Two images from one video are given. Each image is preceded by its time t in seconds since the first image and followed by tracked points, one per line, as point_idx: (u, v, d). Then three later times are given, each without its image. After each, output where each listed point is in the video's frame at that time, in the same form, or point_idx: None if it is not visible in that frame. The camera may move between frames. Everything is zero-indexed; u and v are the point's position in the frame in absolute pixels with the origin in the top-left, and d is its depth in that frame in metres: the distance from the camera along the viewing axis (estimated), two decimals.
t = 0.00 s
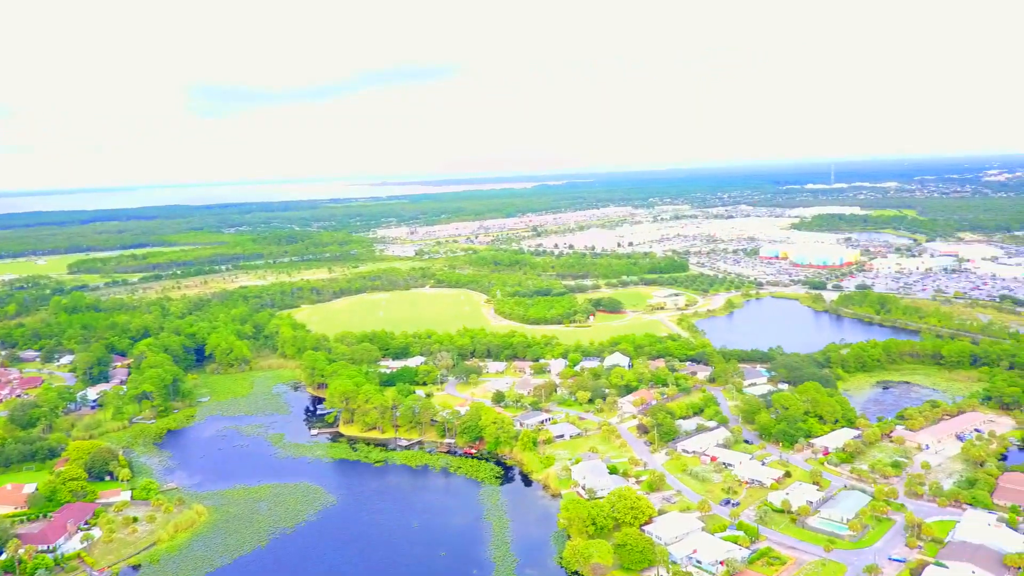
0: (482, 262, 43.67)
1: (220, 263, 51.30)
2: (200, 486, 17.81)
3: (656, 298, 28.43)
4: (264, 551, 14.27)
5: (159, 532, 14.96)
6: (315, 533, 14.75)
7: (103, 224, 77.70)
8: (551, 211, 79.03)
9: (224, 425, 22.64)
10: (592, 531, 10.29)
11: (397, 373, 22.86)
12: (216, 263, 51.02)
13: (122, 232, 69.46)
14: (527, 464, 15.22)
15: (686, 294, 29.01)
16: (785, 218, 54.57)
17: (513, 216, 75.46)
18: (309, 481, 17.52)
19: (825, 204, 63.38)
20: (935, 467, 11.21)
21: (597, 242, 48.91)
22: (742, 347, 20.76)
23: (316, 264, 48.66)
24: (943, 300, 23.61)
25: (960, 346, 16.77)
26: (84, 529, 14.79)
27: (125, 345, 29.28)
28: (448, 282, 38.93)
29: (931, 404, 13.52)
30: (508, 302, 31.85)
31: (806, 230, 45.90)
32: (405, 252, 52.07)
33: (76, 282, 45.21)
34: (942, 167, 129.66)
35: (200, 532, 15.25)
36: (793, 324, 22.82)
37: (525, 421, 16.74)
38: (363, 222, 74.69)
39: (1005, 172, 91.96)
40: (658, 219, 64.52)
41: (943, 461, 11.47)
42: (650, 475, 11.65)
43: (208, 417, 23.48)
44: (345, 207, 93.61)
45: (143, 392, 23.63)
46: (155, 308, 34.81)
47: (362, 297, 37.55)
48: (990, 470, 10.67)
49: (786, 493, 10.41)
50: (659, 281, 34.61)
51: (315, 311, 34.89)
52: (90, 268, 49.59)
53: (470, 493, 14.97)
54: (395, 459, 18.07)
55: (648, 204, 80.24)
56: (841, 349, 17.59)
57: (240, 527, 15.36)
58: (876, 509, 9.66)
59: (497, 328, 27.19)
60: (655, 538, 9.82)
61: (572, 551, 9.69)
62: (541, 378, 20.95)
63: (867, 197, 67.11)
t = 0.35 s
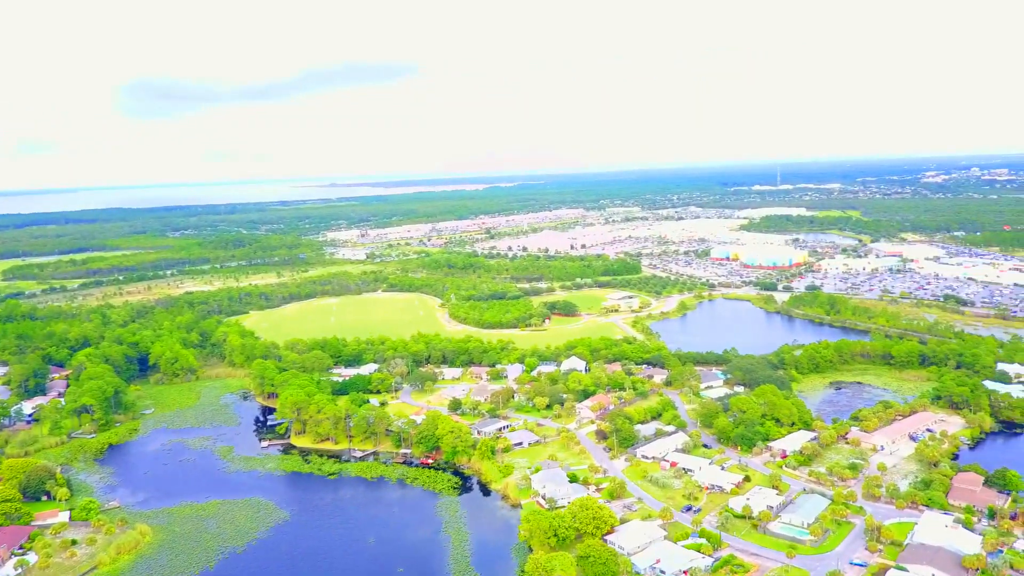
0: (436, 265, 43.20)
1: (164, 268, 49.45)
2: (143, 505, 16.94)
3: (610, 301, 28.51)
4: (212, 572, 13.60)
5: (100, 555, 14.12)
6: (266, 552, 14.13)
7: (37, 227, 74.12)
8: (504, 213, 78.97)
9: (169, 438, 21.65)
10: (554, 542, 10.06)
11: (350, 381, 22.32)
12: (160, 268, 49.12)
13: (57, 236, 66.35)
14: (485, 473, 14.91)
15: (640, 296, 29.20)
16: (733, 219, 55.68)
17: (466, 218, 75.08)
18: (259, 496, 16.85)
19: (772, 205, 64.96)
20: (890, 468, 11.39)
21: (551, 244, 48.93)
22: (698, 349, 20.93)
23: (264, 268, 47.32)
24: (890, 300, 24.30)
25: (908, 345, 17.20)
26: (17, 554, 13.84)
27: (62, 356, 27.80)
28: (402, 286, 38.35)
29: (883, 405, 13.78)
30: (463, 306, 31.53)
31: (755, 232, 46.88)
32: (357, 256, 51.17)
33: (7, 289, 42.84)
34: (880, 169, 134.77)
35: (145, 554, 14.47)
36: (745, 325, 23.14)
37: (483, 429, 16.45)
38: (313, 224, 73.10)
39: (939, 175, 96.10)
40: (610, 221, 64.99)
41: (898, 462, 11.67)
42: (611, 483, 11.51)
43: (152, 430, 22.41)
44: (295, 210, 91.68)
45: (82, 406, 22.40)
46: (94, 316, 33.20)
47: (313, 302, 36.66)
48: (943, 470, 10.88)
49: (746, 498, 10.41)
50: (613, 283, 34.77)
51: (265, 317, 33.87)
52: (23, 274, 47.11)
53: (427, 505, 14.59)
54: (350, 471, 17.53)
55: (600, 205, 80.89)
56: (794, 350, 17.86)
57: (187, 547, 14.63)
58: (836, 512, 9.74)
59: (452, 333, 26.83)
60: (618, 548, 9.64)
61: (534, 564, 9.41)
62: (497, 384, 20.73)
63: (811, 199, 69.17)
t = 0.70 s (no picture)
0: (406, 268, 42.76)
1: (126, 273, 48.08)
2: (103, 521, 16.29)
3: (582, 304, 28.44)
4: None
5: None
6: (234, 569, 13.65)
7: None
8: (474, 215, 78.71)
9: (132, 451, 20.90)
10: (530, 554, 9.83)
11: (319, 389, 21.88)
12: (122, 273, 47.77)
13: (12, 240, 64.10)
14: (459, 482, 14.61)
15: (612, 298, 29.18)
16: (702, 220, 56.22)
17: (436, 220, 74.61)
18: (226, 510, 16.32)
19: (739, 207, 65.82)
20: (865, 471, 11.45)
21: (521, 246, 48.82)
22: (671, 352, 20.95)
23: (229, 272, 46.30)
24: (858, 301, 24.66)
25: (878, 347, 17.39)
26: None
27: (17, 366, 26.72)
28: (370, 290, 37.84)
29: (857, 407, 13.87)
30: (434, 310, 31.21)
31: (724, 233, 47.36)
32: (325, 259, 50.40)
33: None
34: (842, 170, 137.82)
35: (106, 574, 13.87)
36: (717, 328, 23.25)
37: (456, 437, 16.18)
38: (279, 227, 71.89)
39: (898, 177, 98.64)
40: (579, 223, 65.13)
41: (873, 465, 11.73)
42: (587, 491, 11.35)
43: (113, 442, 21.62)
44: (261, 212, 90.17)
45: (39, 418, 21.48)
46: (51, 323, 32.03)
47: (280, 307, 35.95)
48: (918, 473, 10.96)
49: (723, 505, 10.35)
50: (584, 286, 34.76)
51: (230, 323, 33.09)
52: None
53: (400, 516, 14.25)
54: (319, 483, 17.08)
55: (569, 207, 81.08)
56: (766, 353, 17.96)
57: (149, 565, 14.07)
58: (814, 519, 9.73)
59: (423, 338, 26.51)
60: (596, 559, 9.46)
61: None
62: (470, 390, 20.49)
63: (777, 200, 70.32)
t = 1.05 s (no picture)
0: (377, 272, 42.21)
1: (87, 278, 46.68)
2: (62, 540, 15.63)
3: (556, 307, 28.29)
4: None
5: None
6: None
7: None
8: (446, 217, 78.28)
9: (94, 465, 20.14)
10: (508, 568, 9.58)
11: (290, 398, 21.39)
12: (84, 278, 46.38)
13: None
14: (433, 493, 14.30)
15: (585, 302, 29.13)
16: (673, 223, 56.62)
17: (407, 223, 74.01)
18: (192, 526, 15.78)
19: (709, 209, 66.48)
20: (844, 477, 11.48)
21: (494, 249, 48.59)
22: (646, 356, 20.90)
23: (196, 277, 45.24)
24: (830, 303, 24.93)
25: (852, 350, 17.52)
26: None
27: None
28: (341, 294, 37.27)
29: (833, 411, 13.92)
30: (406, 315, 30.81)
31: (695, 235, 47.71)
32: (294, 263, 49.56)
33: None
34: (809, 172, 140.45)
35: None
36: (691, 331, 23.28)
37: (431, 445, 15.88)
38: (247, 231, 70.60)
39: (862, 179, 100.68)
40: (551, 225, 65.19)
41: (851, 471, 11.77)
42: (565, 501, 11.16)
43: (74, 456, 20.81)
44: (229, 215, 88.51)
45: None
46: (7, 331, 30.83)
47: (248, 313, 35.18)
48: (896, 479, 11.00)
49: (704, 514, 10.26)
50: (557, 290, 34.65)
51: (197, 330, 32.25)
52: None
53: (373, 530, 13.89)
54: (290, 496, 16.62)
55: (541, 210, 81.11)
56: (740, 356, 18.01)
57: None
58: (795, 526, 9.68)
59: (396, 344, 26.12)
60: (576, 572, 9.27)
61: None
62: (444, 397, 20.20)
63: (746, 202, 71.29)
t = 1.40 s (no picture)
0: (352, 276, 41.70)
1: (53, 283, 45.43)
2: (25, 558, 15.03)
3: (533, 311, 28.14)
4: None
5: None
6: None
7: None
8: (421, 220, 77.83)
9: (59, 478, 19.44)
10: None
11: (263, 406, 20.94)
12: (50, 283, 45.11)
13: None
14: (411, 504, 14.01)
15: (563, 305, 29.03)
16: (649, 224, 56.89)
17: (382, 225, 73.42)
18: (162, 542, 15.29)
19: (683, 211, 66.94)
20: (826, 482, 11.49)
21: (470, 251, 48.33)
22: (625, 359, 20.83)
23: (165, 281, 44.25)
24: (806, 305, 25.13)
25: (830, 354, 17.62)
26: None
27: None
28: (315, 299, 36.72)
29: (814, 416, 13.96)
30: (382, 320, 30.43)
31: (670, 238, 47.96)
32: (267, 266, 48.77)
33: None
34: (781, 173, 142.50)
35: None
36: (668, 334, 23.27)
37: (408, 454, 15.60)
38: (219, 234, 69.41)
39: (832, 181, 102.42)
40: (527, 227, 65.11)
41: (833, 476, 11.79)
42: (546, 512, 10.99)
43: (38, 469, 20.07)
44: (199, 218, 86.99)
45: None
46: None
47: (220, 318, 34.46)
48: (879, 484, 11.03)
49: (687, 523, 10.17)
50: (534, 293, 34.51)
51: (167, 336, 31.47)
52: None
53: (350, 542, 13.55)
54: (264, 508, 16.19)
55: (517, 212, 80.97)
56: (719, 360, 18.02)
57: None
58: (779, 534, 9.64)
59: (371, 350, 25.73)
60: None
61: None
62: (421, 404, 19.92)
63: (720, 204, 71.96)
